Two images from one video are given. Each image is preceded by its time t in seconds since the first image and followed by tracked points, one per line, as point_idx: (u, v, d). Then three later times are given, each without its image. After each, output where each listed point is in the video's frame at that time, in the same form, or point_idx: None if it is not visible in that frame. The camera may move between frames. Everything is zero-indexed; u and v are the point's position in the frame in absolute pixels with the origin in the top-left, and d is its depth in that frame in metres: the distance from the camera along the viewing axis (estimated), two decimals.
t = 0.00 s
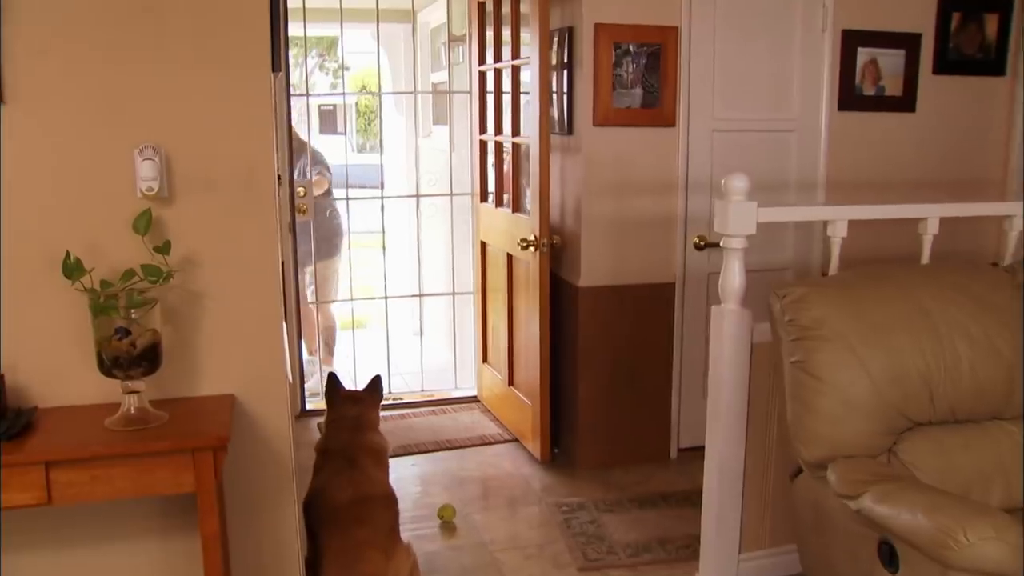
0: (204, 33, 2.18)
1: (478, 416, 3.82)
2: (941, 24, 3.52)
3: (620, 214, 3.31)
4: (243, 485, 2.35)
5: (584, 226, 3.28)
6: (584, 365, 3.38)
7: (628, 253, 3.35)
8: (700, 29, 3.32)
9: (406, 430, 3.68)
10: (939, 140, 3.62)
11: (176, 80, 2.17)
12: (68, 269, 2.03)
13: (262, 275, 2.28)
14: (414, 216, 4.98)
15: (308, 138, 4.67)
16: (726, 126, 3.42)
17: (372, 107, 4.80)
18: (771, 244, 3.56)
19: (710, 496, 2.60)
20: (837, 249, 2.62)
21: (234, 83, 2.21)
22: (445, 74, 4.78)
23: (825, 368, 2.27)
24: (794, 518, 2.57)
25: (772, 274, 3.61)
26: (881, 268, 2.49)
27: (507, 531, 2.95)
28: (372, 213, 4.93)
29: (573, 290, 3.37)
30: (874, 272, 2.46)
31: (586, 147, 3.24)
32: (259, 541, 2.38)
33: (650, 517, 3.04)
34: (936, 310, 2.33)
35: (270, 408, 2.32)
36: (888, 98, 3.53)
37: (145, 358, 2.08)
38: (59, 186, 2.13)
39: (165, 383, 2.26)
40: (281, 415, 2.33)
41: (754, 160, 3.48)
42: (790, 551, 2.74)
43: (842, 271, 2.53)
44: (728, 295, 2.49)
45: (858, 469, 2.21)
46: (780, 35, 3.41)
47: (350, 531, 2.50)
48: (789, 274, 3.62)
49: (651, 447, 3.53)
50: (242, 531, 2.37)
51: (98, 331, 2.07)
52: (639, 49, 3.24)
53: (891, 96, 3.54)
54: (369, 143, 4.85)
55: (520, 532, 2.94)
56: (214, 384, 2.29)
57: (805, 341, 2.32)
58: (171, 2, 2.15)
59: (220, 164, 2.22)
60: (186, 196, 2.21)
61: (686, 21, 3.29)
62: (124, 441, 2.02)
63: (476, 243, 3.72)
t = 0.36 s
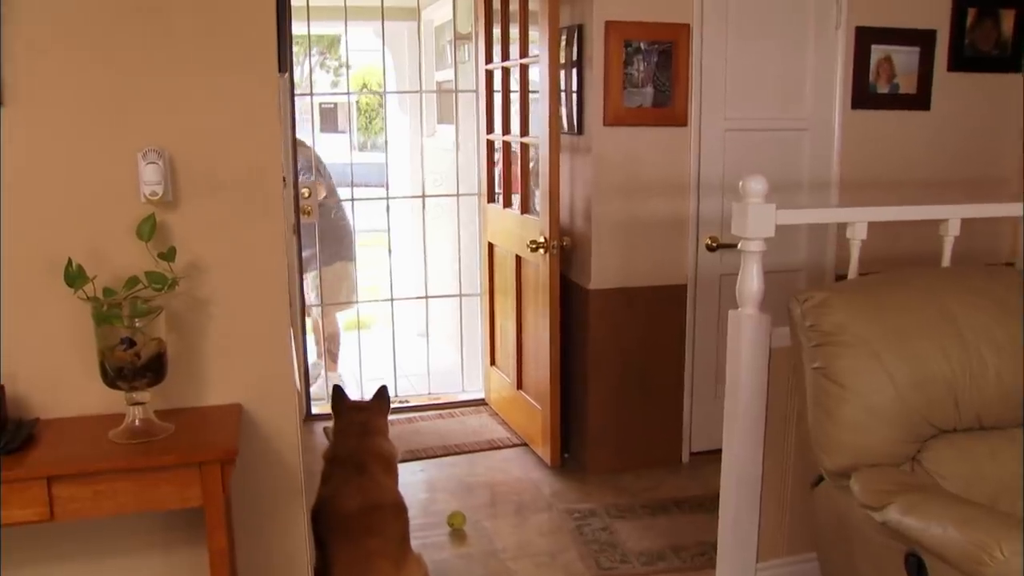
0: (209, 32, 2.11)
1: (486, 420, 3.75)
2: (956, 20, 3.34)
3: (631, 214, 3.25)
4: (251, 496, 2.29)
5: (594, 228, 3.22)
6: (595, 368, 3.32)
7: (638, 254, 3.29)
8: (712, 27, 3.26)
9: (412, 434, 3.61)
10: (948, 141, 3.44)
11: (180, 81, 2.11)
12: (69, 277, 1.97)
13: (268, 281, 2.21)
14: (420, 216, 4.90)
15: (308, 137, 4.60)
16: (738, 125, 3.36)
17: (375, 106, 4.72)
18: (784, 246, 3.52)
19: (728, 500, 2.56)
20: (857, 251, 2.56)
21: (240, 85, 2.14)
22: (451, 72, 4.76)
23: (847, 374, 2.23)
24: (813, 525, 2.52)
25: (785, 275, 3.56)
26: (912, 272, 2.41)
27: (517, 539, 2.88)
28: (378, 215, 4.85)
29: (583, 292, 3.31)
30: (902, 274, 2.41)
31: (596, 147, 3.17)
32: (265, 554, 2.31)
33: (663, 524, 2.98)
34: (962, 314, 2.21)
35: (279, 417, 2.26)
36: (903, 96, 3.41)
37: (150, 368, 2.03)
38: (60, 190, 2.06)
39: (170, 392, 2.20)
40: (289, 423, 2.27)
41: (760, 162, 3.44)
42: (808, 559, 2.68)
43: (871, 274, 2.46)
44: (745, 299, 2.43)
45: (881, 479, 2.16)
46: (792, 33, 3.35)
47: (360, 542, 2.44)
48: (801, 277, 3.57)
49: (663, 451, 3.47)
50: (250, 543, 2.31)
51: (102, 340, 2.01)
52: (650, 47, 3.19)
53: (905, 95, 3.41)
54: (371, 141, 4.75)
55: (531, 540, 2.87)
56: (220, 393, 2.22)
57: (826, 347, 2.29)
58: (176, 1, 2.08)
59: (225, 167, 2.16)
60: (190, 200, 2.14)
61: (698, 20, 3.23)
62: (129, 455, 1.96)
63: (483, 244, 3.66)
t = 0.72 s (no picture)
0: (198, 24, 2.05)
1: (480, 417, 3.70)
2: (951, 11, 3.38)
3: (626, 206, 3.20)
4: (245, 500, 2.23)
5: (590, 222, 3.17)
6: (591, 363, 3.27)
7: (635, 247, 3.24)
8: (708, 16, 3.21)
9: (406, 432, 3.56)
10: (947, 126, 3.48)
11: (169, 76, 2.05)
12: (56, 278, 1.91)
13: (261, 280, 2.16)
14: (410, 210, 4.84)
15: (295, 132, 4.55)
16: (734, 116, 3.32)
17: (362, 99, 4.66)
18: (781, 238, 3.47)
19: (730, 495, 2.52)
20: (859, 244, 2.51)
21: (231, 79, 2.08)
22: (440, 65, 4.68)
23: (852, 370, 2.22)
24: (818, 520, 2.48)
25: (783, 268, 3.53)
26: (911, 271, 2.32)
27: (516, 538, 2.83)
28: (369, 209, 4.79)
29: (579, 287, 3.26)
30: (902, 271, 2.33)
31: (591, 139, 3.12)
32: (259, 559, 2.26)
33: (663, 521, 2.93)
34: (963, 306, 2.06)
35: (273, 419, 2.20)
36: (896, 86, 3.42)
37: (141, 372, 1.97)
38: (46, 188, 2.00)
39: (161, 396, 2.14)
40: (284, 425, 2.21)
41: (756, 154, 3.39)
42: (813, 555, 2.65)
43: (870, 268, 2.38)
44: (747, 293, 2.39)
45: (888, 476, 2.15)
46: (788, 23, 3.31)
47: (358, 545, 2.38)
48: (798, 268, 3.53)
49: (661, 446, 3.43)
50: (245, 548, 2.25)
51: (91, 343, 1.95)
52: (645, 38, 3.14)
53: (900, 84, 3.42)
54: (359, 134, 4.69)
55: (530, 540, 2.82)
56: (213, 396, 2.17)
57: (832, 342, 2.27)
58: None
59: (216, 162, 2.10)
60: (180, 197, 2.08)
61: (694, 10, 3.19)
62: (120, 461, 1.91)
63: (476, 238, 3.61)
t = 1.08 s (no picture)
0: (194, 12, 2.01)
1: (474, 415, 3.67)
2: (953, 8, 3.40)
3: (623, 203, 3.17)
4: (238, 499, 2.19)
5: (586, 219, 3.14)
6: (587, 361, 3.24)
7: (632, 243, 3.21)
8: (707, 11, 3.17)
9: (399, 431, 3.52)
10: (945, 125, 3.48)
11: (163, 66, 2.01)
12: (46, 272, 1.87)
13: (256, 275, 2.12)
14: (405, 205, 4.79)
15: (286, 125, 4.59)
16: (733, 113, 3.29)
17: (356, 95, 4.65)
18: (779, 236, 3.45)
19: (729, 496, 2.48)
20: (860, 243, 2.47)
21: (227, 70, 2.04)
22: (434, 60, 4.56)
23: (855, 369, 2.19)
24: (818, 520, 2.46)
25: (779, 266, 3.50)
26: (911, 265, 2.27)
27: (512, 538, 2.80)
28: (363, 203, 4.79)
29: (575, 284, 3.24)
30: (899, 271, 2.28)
31: (587, 136, 3.09)
32: (252, 557, 2.22)
33: (660, 520, 2.90)
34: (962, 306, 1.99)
35: (268, 416, 2.16)
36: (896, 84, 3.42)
37: (132, 368, 1.93)
38: (36, 180, 1.96)
39: (153, 392, 2.10)
40: (278, 422, 2.17)
41: (756, 151, 3.36)
42: (813, 555, 2.63)
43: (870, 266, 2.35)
44: (747, 291, 2.36)
45: (891, 476, 2.13)
46: (787, 20, 3.27)
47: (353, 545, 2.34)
48: (796, 267, 3.51)
49: (656, 444, 3.40)
50: (237, 547, 2.22)
51: (82, 338, 1.91)
52: (643, 33, 3.11)
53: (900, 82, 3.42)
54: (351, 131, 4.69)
55: (526, 539, 2.79)
56: (206, 393, 2.13)
57: (834, 340, 2.24)
58: None
59: (211, 154, 2.06)
60: (174, 190, 2.04)
61: (694, 6, 3.15)
62: (111, 459, 1.87)
63: (471, 235, 3.58)
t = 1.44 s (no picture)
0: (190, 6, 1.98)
1: (480, 414, 3.65)
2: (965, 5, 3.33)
3: (630, 201, 3.14)
4: (237, 499, 2.17)
5: (592, 217, 3.10)
6: (594, 361, 3.21)
7: (639, 241, 3.17)
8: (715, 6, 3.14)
9: (404, 430, 3.49)
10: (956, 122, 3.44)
11: (159, 62, 1.99)
12: (40, 271, 1.85)
13: (253, 274, 2.10)
14: (413, 201, 4.73)
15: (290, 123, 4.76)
16: (742, 109, 3.25)
17: (366, 93, 4.68)
18: (788, 234, 3.41)
19: (734, 498, 2.45)
20: (867, 240, 2.45)
21: (223, 66, 2.02)
22: (440, 57, 4.47)
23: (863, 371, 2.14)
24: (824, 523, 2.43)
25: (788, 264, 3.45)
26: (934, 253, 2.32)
27: (516, 538, 2.77)
28: (377, 199, 4.81)
29: (582, 283, 3.20)
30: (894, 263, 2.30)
31: (593, 132, 3.06)
32: (252, 558, 2.20)
33: (667, 521, 2.87)
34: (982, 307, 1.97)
35: (267, 416, 2.14)
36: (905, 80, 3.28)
37: (128, 368, 1.91)
38: (31, 178, 1.94)
39: (150, 392, 2.08)
40: (276, 422, 2.15)
41: (765, 147, 3.33)
42: (820, 559, 2.59)
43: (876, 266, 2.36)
44: (754, 290, 2.33)
45: (899, 479, 2.08)
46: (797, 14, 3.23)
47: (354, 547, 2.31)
48: (804, 266, 3.46)
49: (664, 444, 3.37)
50: (236, 549, 2.19)
51: (76, 338, 1.89)
52: (650, 28, 3.07)
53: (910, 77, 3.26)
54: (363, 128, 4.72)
55: (530, 540, 2.76)
56: (204, 392, 2.10)
57: (841, 341, 2.19)
58: None
59: (208, 151, 2.04)
60: (170, 188, 2.02)
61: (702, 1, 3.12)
62: (109, 459, 1.85)
63: (477, 232, 3.55)
